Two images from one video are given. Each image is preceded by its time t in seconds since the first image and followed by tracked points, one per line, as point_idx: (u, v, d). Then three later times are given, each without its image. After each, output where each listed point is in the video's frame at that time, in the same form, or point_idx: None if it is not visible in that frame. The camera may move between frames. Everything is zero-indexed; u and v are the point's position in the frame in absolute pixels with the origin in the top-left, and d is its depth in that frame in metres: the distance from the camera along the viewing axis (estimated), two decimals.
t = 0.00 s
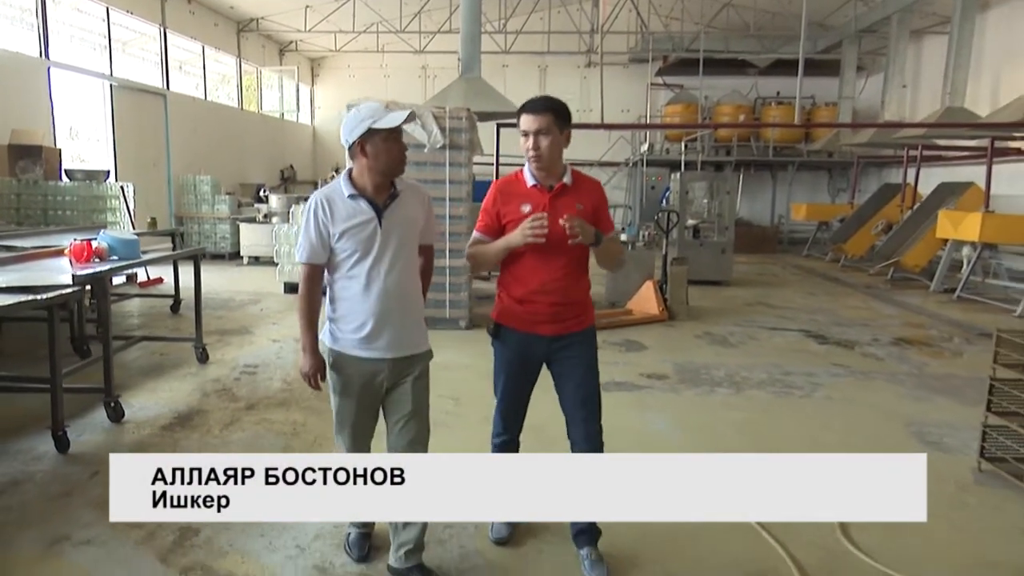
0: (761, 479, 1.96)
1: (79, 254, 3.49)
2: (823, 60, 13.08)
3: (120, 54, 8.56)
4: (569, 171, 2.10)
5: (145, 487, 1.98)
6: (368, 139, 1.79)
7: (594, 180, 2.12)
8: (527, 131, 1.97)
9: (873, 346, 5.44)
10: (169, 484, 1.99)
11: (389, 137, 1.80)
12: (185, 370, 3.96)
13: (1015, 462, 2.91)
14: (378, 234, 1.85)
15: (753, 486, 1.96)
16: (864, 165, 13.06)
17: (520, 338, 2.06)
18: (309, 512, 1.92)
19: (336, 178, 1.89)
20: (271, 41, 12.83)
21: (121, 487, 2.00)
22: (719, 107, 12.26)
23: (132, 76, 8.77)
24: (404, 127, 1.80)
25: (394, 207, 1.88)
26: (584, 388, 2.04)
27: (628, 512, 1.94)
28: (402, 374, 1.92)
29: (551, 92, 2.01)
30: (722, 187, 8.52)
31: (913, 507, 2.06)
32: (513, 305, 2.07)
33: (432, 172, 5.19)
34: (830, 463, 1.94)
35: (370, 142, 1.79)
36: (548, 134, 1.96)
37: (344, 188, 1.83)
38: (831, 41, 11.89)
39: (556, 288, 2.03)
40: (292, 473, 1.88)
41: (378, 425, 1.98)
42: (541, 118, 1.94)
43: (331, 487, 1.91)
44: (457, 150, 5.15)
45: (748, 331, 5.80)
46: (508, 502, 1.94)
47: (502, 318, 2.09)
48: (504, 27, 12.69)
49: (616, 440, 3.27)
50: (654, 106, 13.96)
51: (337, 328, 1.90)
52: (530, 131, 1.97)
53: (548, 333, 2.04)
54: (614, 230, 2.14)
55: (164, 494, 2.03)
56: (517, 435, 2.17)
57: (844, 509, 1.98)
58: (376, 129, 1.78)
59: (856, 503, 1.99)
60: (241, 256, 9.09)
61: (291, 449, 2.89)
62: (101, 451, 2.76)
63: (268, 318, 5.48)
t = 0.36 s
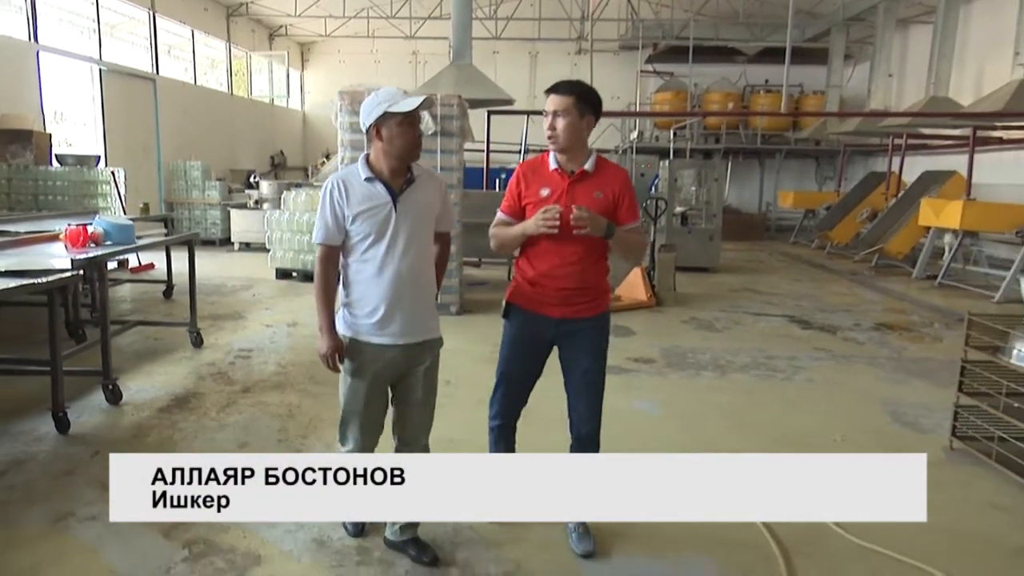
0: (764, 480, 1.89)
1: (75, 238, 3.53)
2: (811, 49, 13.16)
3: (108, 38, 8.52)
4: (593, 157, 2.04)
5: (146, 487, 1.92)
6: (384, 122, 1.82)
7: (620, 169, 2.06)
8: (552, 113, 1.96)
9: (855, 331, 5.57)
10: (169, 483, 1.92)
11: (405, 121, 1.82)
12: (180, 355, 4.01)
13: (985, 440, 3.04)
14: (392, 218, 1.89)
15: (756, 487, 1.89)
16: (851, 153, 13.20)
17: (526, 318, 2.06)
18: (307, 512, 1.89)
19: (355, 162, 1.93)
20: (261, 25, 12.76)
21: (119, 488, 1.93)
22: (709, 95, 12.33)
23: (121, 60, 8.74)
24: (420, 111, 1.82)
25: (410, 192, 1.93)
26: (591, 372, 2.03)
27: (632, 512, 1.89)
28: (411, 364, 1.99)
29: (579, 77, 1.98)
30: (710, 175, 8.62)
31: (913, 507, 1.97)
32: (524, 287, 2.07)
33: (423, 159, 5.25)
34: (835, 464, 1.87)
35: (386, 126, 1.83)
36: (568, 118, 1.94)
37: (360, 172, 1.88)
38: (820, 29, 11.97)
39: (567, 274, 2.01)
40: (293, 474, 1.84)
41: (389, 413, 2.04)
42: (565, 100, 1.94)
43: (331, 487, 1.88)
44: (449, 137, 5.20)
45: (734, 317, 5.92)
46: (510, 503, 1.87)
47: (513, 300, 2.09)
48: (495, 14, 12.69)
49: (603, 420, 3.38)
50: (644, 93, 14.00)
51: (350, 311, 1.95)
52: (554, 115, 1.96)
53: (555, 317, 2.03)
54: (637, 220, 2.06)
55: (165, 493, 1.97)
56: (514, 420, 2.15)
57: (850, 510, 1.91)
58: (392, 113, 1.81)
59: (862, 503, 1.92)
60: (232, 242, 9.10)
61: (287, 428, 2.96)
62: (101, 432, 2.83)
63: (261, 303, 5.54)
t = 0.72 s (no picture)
0: (761, 479, 1.81)
1: (54, 235, 3.49)
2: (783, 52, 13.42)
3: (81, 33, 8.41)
4: (587, 160, 2.09)
5: (145, 487, 1.87)
6: (386, 122, 1.86)
7: (613, 171, 2.10)
8: (546, 115, 2.03)
9: (825, 328, 5.73)
10: (169, 484, 1.88)
11: (407, 121, 1.86)
12: (160, 352, 4.00)
13: (949, 432, 3.14)
14: (393, 217, 1.93)
15: (753, 485, 1.80)
16: (822, 155, 13.47)
17: (517, 316, 2.11)
18: (307, 513, 1.84)
19: (354, 161, 1.95)
20: (236, 22, 12.66)
21: (119, 488, 1.88)
22: (684, 96, 12.50)
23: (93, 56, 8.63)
24: (422, 111, 1.86)
25: (410, 192, 1.97)
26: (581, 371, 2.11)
27: (632, 511, 1.80)
28: (409, 362, 2.04)
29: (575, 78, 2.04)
30: (685, 175, 8.77)
31: (914, 508, 1.87)
32: (515, 285, 2.12)
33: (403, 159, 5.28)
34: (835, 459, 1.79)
35: (388, 125, 1.86)
36: (561, 118, 2.01)
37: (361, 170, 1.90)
38: (792, 34, 12.21)
39: (556, 275, 2.07)
40: (293, 473, 1.80)
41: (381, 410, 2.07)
42: (558, 101, 2.00)
43: (331, 487, 1.83)
44: (429, 137, 5.24)
45: (709, 315, 6.04)
46: (507, 505, 1.81)
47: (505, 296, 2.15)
48: (473, 14, 12.75)
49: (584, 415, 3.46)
50: (620, 94, 14.15)
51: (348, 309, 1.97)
52: (548, 114, 2.02)
53: (544, 316, 2.09)
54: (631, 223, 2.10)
55: (164, 494, 1.91)
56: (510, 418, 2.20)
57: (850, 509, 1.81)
58: (394, 113, 1.85)
59: (862, 503, 1.83)
60: (208, 240, 9.03)
61: (271, 424, 2.98)
62: (83, 429, 2.83)
63: (239, 301, 5.52)
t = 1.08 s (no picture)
0: (754, 478, 1.80)
1: (40, 233, 3.50)
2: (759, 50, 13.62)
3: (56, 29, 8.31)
4: (564, 157, 2.13)
5: (145, 487, 1.85)
6: (376, 121, 1.83)
7: (589, 165, 2.16)
8: (524, 116, 2.04)
9: (802, 320, 5.87)
10: (169, 484, 1.86)
11: (397, 120, 1.84)
12: (147, 349, 4.01)
13: (921, 419, 3.23)
14: (384, 217, 1.91)
15: (746, 486, 1.79)
16: (797, 151, 13.71)
17: (511, 319, 2.12)
18: (308, 513, 1.83)
19: (337, 159, 1.90)
20: (213, 17, 12.56)
21: (119, 488, 1.86)
22: (662, 93, 12.63)
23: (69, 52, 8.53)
24: (413, 109, 1.85)
25: (396, 191, 1.97)
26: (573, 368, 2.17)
27: (632, 510, 1.79)
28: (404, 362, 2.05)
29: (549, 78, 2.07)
30: (664, 171, 8.91)
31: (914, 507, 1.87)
32: (506, 288, 2.12)
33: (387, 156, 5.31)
34: (824, 459, 1.79)
35: (378, 124, 1.84)
36: (543, 119, 2.03)
37: (351, 169, 1.86)
38: (767, 32, 12.41)
39: (548, 274, 2.09)
40: (294, 474, 1.78)
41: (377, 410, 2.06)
42: (536, 101, 2.02)
43: (331, 487, 1.82)
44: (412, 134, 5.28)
45: (689, 309, 6.15)
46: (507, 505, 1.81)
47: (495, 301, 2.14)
48: (452, 10, 12.78)
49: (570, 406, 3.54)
50: (598, 91, 14.26)
51: (340, 312, 1.94)
52: (529, 116, 2.03)
53: (538, 317, 2.11)
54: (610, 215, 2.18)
55: (164, 494, 1.89)
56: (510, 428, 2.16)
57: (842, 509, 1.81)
58: (385, 112, 1.82)
59: (855, 503, 1.82)
60: (187, 237, 8.97)
61: (262, 418, 3.02)
62: (75, 424, 2.84)
63: (223, 298, 5.53)
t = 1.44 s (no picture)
0: (755, 480, 1.86)
1: (42, 239, 3.58)
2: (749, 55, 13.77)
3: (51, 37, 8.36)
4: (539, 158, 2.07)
5: (146, 487, 1.88)
6: (363, 127, 1.76)
7: (559, 163, 2.14)
8: (521, 122, 1.91)
9: (792, 323, 5.96)
10: (169, 484, 1.89)
11: (385, 124, 1.78)
12: (147, 353, 4.05)
13: (909, 417, 3.28)
14: (379, 223, 1.85)
15: (748, 486, 1.85)
16: (787, 156, 13.85)
17: (512, 330, 2.02)
18: (307, 514, 1.85)
19: (321, 170, 1.80)
20: (207, 24, 12.62)
21: (119, 489, 1.89)
22: (653, 98, 12.75)
23: (64, 59, 8.58)
24: (399, 112, 1.79)
25: (385, 195, 1.91)
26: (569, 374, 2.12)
27: (634, 511, 1.85)
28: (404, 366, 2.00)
29: (522, 78, 1.96)
30: (656, 176, 9.01)
31: (912, 507, 1.94)
32: (506, 299, 2.01)
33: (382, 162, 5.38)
34: (825, 461, 1.84)
35: (366, 131, 1.76)
36: (535, 124, 1.92)
37: (341, 179, 1.78)
38: (757, 38, 12.57)
39: (547, 278, 2.03)
40: (294, 474, 1.81)
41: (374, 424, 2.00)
42: (530, 105, 1.89)
43: (331, 488, 1.84)
44: (408, 140, 5.34)
45: (681, 311, 6.23)
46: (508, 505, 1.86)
47: (493, 314, 2.03)
48: (445, 17, 12.88)
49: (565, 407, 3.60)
50: (590, 97, 14.37)
51: (342, 325, 1.86)
52: (521, 123, 1.91)
53: (540, 324, 2.03)
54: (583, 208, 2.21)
55: (164, 494, 1.92)
56: (504, 436, 2.08)
57: (841, 510, 1.86)
58: (372, 116, 1.75)
59: (853, 504, 1.88)
60: (183, 243, 9.00)
61: (264, 420, 3.06)
62: (80, 427, 2.89)
63: (220, 303, 5.57)
